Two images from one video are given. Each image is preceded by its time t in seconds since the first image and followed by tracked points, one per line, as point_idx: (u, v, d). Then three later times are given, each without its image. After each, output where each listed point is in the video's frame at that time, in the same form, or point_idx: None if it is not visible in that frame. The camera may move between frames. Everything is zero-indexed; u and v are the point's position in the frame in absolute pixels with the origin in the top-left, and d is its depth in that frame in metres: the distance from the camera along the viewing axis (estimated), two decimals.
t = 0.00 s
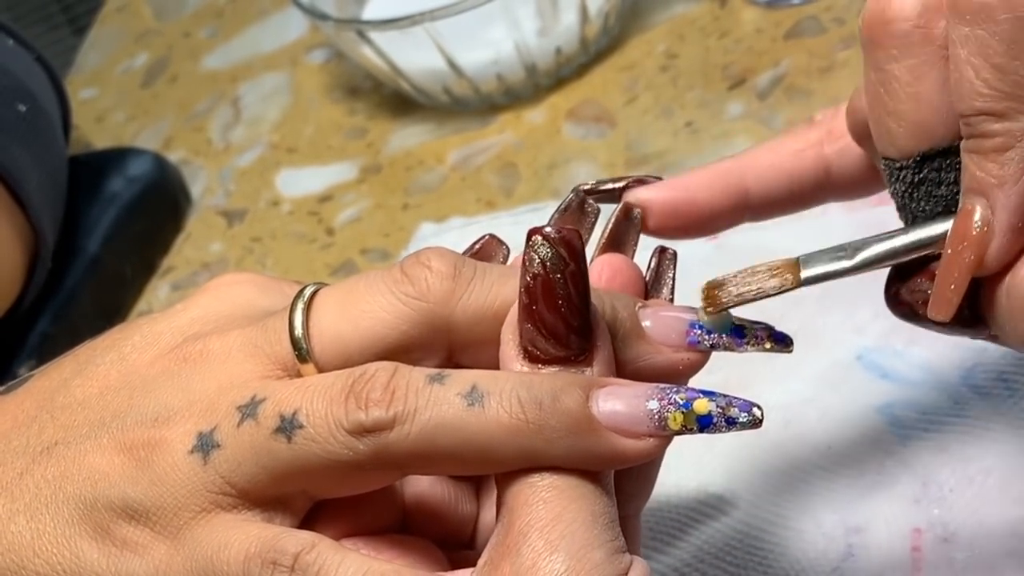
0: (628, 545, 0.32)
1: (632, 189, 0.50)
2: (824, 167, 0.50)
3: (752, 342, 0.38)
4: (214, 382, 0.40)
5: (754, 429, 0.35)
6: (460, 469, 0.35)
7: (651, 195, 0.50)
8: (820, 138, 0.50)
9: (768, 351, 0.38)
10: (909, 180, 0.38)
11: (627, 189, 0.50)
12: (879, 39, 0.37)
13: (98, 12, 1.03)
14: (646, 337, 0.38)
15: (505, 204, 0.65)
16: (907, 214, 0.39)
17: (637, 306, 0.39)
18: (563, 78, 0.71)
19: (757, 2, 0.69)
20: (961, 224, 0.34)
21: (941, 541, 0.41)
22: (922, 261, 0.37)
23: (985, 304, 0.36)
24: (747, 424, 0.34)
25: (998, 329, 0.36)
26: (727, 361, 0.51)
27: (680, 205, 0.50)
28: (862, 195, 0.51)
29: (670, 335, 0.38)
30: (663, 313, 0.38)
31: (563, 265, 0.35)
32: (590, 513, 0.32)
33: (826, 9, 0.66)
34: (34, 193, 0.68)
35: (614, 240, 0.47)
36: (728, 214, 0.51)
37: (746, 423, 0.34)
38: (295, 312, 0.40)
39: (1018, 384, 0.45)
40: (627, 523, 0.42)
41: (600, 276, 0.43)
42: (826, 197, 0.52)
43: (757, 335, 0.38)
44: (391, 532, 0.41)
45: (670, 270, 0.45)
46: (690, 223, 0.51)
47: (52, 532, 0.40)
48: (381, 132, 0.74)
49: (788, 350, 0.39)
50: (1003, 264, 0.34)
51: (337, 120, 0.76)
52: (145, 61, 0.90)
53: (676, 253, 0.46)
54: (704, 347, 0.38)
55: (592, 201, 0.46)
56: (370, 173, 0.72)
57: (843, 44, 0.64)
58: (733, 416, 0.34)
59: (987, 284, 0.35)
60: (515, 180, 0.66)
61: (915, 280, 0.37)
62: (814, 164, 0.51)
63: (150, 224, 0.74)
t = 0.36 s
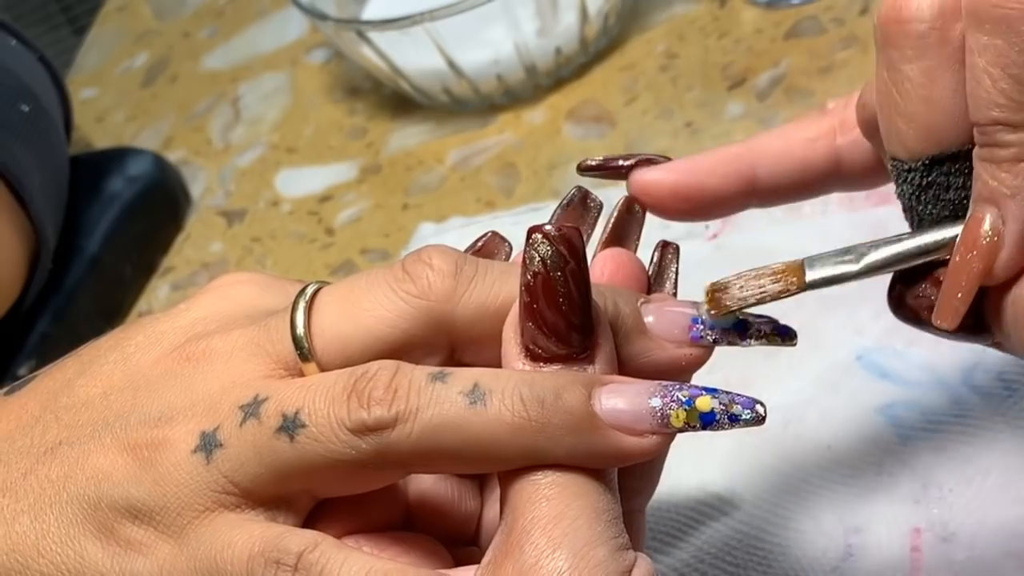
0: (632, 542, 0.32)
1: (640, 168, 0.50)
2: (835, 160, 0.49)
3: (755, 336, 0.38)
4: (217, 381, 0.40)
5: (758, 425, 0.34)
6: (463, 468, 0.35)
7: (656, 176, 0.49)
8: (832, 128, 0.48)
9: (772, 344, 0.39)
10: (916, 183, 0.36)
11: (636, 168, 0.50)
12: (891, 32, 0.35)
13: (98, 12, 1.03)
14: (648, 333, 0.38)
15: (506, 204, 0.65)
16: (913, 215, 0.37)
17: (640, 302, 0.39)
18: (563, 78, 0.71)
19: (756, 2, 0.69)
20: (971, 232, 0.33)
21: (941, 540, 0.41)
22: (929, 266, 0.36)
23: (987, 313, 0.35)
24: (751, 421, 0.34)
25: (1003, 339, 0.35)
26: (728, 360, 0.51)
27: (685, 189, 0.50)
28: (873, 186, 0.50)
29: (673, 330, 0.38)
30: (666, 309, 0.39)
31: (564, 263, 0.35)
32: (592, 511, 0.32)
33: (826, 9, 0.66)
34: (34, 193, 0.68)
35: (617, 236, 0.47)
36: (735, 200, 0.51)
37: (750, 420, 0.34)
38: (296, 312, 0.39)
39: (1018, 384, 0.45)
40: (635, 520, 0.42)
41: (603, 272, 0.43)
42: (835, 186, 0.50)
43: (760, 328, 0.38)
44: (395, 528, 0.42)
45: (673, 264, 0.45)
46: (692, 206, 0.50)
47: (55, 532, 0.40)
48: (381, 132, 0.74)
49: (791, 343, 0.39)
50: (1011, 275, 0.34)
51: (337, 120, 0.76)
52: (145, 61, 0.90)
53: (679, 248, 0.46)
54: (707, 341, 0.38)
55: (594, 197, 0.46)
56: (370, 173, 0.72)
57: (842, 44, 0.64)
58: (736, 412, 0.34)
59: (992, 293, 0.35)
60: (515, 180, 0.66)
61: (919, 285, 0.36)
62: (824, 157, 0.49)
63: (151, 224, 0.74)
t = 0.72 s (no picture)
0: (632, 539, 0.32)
1: (637, 161, 0.49)
2: (832, 132, 0.50)
3: (753, 331, 0.38)
4: (214, 381, 0.40)
5: (755, 423, 0.34)
6: (461, 467, 0.35)
7: (656, 165, 0.48)
8: (826, 103, 0.50)
9: (771, 339, 0.39)
10: (902, 118, 0.36)
11: (633, 161, 0.49)
12: None
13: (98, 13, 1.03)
14: (646, 330, 0.38)
15: (505, 204, 0.65)
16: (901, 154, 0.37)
17: (637, 298, 0.39)
18: (563, 78, 0.71)
19: (756, 2, 0.69)
20: (960, 151, 0.33)
21: (940, 540, 0.41)
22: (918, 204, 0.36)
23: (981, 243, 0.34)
24: (749, 419, 0.34)
25: (998, 272, 0.35)
26: (728, 361, 0.51)
27: (685, 177, 0.49)
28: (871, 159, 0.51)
29: (671, 327, 0.38)
30: (664, 305, 0.38)
31: (558, 263, 0.35)
32: (591, 509, 0.32)
33: (826, 9, 0.66)
34: (34, 194, 0.68)
35: (615, 232, 0.47)
36: (735, 186, 0.50)
37: (747, 419, 0.34)
38: (294, 310, 0.40)
39: (1018, 384, 0.45)
40: (637, 515, 0.42)
41: (602, 267, 0.43)
42: (829, 165, 0.51)
43: (758, 323, 0.38)
44: (395, 526, 0.42)
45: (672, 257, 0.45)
46: (694, 195, 0.49)
47: (53, 532, 0.40)
48: (381, 132, 0.74)
49: (790, 337, 0.39)
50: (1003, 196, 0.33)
51: (337, 120, 0.76)
52: (145, 61, 0.90)
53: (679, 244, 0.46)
54: (705, 339, 0.38)
55: (593, 191, 0.46)
56: (370, 173, 0.72)
57: (842, 44, 0.64)
58: (734, 410, 0.34)
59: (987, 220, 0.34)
60: (515, 180, 0.66)
61: (909, 223, 0.36)
62: (821, 132, 0.50)
63: (150, 225, 0.74)
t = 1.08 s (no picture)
0: (633, 537, 0.31)
1: (621, 130, 0.48)
2: (817, 112, 0.50)
3: (751, 320, 0.37)
4: (214, 377, 0.40)
5: (755, 434, 0.35)
6: (459, 467, 0.35)
7: (639, 135, 0.47)
8: (811, 83, 0.50)
9: (769, 326, 0.38)
10: (872, 122, 0.41)
11: (616, 131, 0.48)
12: None
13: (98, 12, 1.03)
14: (638, 328, 0.38)
15: (505, 204, 0.65)
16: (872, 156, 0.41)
17: (631, 293, 0.38)
18: (563, 78, 0.71)
19: (757, 2, 0.69)
20: (916, 131, 0.35)
21: (940, 540, 0.41)
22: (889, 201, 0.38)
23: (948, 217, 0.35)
24: (749, 429, 0.34)
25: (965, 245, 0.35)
26: (727, 360, 0.51)
27: (670, 147, 0.48)
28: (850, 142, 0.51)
29: (666, 322, 0.38)
30: (659, 297, 0.38)
31: (541, 276, 0.35)
32: (591, 507, 0.32)
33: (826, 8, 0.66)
34: (35, 194, 0.68)
35: (618, 208, 0.47)
36: (719, 159, 0.50)
37: (747, 428, 0.34)
38: (291, 300, 0.40)
39: (1018, 384, 0.45)
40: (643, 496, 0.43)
41: (603, 247, 0.44)
42: (812, 143, 0.51)
43: (755, 311, 0.37)
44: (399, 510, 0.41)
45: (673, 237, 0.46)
46: (680, 165, 0.49)
47: (52, 528, 0.40)
48: (381, 131, 0.74)
49: (790, 323, 0.38)
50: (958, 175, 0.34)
51: (337, 119, 0.76)
52: (144, 60, 0.90)
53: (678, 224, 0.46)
54: (700, 331, 0.37)
55: (594, 169, 0.46)
56: (370, 172, 0.72)
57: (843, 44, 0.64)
58: (734, 420, 0.34)
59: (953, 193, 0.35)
60: (515, 180, 0.66)
61: (881, 217, 0.37)
62: (806, 110, 0.50)
63: (150, 224, 0.74)
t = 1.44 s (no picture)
0: (635, 535, 0.31)
1: (619, 126, 0.48)
2: (817, 105, 0.49)
3: (750, 309, 0.37)
4: (213, 377, 0.40)
5: (755, 430, 0.34)
6: (459, 465, 0.35)
7: (638, 129, 0.47)
8: (811, 74, 0.50)
9: (770, 314, 0.37)
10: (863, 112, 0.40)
11: (616, 124, 0.48)
12: None
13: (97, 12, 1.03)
14: (636, 322, 0.38)
15: (505, 204, 0.65)
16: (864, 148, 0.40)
17: (631, 286, 0.38)
18: (563, 78, 0.71)
19: (757, 2, 0.69)
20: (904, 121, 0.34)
21: (940, 539, 0.41)
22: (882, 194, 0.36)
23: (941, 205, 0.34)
24: (748, 426, 0.34)
25: (960, 235, 0.34)
26: (727, 360, 0.51)
27: (670, 141, 0.48)
28: (849, 134, 0.51)
29: (664, 315, 0.38)
30: (659, 289, 0.38)
31: (540, 275, 0.35)
32: (592, 505, 0.32)
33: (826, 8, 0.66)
34: (35, 194, 0.68)
35: (621, 200, 0.47)
36: (718, 153, 0.51)
37: (747, 425, 0.34)
38: (291, 298, 0.40)
39: (1018, 384, 0.45)
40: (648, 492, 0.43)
41: (606, 238, 0.44)
42: (814, 136, 0.51)
43: (753, 300, 0.37)
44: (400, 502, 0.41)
45: (675, 227, 0.46)
46: (681, 159, 0.49)
47: (51, 528, 0.40)
48: (381, 132, 0.74)
49: (790, 309, 0.37)
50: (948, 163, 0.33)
51: (337, 119, 0.76)
52: (144, 61, 0.90)
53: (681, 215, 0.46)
54: (700, 323, 0.37)
55: (596, 164, 0.46)
56: (370, 172, 0.72)
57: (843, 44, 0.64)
58: (733, 417, 0.34)
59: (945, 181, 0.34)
60: (514, 179, 0.66)
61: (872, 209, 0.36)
62: (807, 103, 0.50)
63: (150, 224, 0.74)
